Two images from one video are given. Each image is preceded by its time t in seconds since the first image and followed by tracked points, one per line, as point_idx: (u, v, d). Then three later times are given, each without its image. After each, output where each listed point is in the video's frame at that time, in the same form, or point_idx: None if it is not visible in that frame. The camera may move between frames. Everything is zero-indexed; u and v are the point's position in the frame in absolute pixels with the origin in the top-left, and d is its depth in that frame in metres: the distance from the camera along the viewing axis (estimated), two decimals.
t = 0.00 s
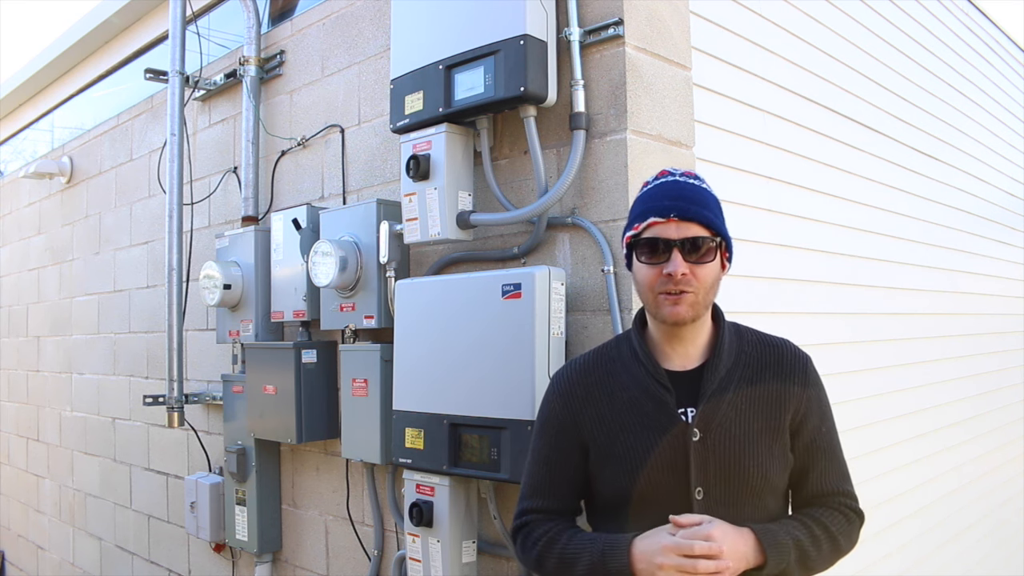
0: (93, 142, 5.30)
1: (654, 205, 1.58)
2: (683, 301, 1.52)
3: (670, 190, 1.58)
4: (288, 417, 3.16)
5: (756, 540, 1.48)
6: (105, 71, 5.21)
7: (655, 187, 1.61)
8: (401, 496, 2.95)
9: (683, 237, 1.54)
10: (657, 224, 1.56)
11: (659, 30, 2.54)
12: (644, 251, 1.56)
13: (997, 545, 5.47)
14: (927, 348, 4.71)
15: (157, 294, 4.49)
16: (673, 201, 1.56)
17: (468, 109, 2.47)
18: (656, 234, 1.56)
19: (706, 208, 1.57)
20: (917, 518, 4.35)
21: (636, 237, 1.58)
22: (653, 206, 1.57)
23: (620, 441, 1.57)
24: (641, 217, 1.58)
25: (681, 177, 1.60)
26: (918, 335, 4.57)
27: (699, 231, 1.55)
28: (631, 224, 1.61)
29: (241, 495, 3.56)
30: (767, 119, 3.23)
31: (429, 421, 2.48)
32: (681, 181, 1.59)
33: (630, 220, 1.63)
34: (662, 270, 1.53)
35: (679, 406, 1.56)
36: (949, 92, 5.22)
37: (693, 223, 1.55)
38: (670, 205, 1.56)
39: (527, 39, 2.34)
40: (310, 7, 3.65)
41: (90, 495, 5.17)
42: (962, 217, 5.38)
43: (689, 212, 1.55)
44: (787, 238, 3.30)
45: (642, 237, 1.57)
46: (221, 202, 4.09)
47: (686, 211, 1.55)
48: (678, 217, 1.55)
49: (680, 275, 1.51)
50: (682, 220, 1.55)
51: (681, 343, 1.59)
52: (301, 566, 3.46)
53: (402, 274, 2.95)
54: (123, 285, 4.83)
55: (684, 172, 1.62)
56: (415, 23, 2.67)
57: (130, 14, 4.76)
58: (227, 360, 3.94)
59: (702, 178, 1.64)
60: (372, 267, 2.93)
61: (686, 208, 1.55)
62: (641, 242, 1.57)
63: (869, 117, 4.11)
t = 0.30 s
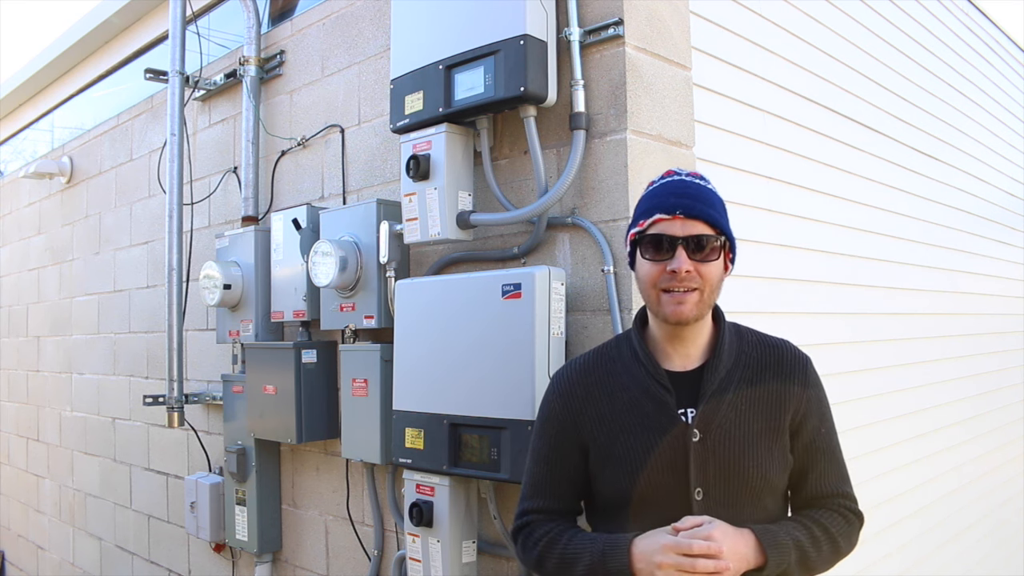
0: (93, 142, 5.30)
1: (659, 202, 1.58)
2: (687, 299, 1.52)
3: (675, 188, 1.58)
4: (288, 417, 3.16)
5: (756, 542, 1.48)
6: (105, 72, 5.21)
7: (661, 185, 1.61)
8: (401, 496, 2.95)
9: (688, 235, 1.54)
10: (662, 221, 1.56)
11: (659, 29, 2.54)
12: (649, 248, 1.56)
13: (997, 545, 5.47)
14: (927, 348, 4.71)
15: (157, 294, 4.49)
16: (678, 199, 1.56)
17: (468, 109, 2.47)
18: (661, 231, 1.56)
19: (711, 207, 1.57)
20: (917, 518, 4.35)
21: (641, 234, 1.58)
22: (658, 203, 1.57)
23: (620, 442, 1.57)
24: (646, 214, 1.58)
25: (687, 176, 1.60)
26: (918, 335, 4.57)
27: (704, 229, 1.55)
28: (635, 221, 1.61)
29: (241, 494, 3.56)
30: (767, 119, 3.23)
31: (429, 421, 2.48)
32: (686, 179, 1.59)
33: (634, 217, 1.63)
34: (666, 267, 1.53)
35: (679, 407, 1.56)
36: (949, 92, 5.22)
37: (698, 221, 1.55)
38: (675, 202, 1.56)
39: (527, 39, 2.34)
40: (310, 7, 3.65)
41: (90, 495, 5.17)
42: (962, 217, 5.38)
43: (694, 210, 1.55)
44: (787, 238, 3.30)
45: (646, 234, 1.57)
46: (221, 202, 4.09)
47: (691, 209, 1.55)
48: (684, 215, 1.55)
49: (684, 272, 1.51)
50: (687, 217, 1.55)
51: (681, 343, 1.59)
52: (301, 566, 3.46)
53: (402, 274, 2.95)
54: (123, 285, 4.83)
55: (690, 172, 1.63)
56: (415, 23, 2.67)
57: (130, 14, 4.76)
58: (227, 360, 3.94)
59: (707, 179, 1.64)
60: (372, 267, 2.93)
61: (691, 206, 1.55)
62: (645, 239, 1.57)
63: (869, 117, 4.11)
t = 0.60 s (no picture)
0: (93, 142, 5.30)
1: (660, 201, 1.58)
2: (687, 298, 1.52)
3: (677, 187, 1.58)
4: (288, 417, 3.16)
5: (758, 543, 1.48)
6: (105, 71, 5.21)
7: (662, 184, 1.61)
8: (401, 496, 2.95)
9: (688, 234, 1.54)
10: (663, 220, 1.56)
11: (659, 29, 2.54)
12: (650, 247, 1.56)
13: (997, 545, 5.47)
14: (927, 348, 4.71)
15: (157, 294, 4.49)
16: (678, 198, 1.56)
17: (468, 109, 2.47)
18: (661, 229, 1.56)
19: (712, 206, 1.57)
20: (917, 518, 4.35)
21: (642, 233, 1.58)
22: (659, 202, 1.58)
23: (621, 441, 1.57)
24: (648, 213, 1.58)
25: (688, 176, 1.60)
26: (918, 335, 4.57)
27: (704, 228, 1.55)
28: (637, 220, 1.61)
29: (241, 495, 3.56)
30: (767, 119, 3.23)
31: (429, 421, 2.48)
32: (687, 179, 1.59)
33: (636, 216, 1.63)
34: (666, 266, 1.53)
35: (679, 405, 1.56)
36: (949, 92, 5.22)
37: (698, 221, 1.55)
38: (676, 201, 1.56)
39: (527, 39, 2.34)
40: (310, 7, 3.65)
41: (90, 495, 5.17)
42: (962, 217, 5.38)
43: (695, 208, 1.55)
44: (787, 238, 3.30)
45: (647, 232, 1.57)
46: (221, 202, 4.09)
47: (692, 208, 1.55)
48: (684, 214, 1.55)
49: (684, 271, 1.52)
50: (688, 216, 1.55)
51: (681, 343, 1.59)
52: (301, 566, 3.46)
53: (402, 274, 2.95)
54: (123, 285, 4.83)
55: (692, 172, 1.63)
56: (415, 23, 2.67)
57: (129, 14, 4.76)
58: (227, 360, 3.94)
59: (709, 179, 1.64)
60: (372, 267, 2.93)
61: (691, 205, 1.55)
62: (646, 237, 1.57)
63: (869, 117, 4.11)
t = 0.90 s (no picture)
0: (93, 142, 5.30)
1: (657, 206, 1.59)
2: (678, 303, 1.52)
3: (675, 191, 1.59)
4: (288, 417, 3.16)
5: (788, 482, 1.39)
6: (105, 71, 5.21)
7: (662, 188, 1.62)
8: (401, 496, 2.95)
9: (681, 239, 1.54)
10: (657, 224, 1.57)
11: (659, 29, 2.54)
12: (646, 250, 1.58)
13: (997, 545, 5.47)
14: (927, 348, 4.71)
15: (157, 294, 4.49)
16: (674, 202, 1.57)
17: (468, 109, 2.47)
18: (657, 234, 1.57)
19: (708, 212, 1.56)
20: (917, 518, 4.35)
21: (639, 236, 1.60)
22: (656, 207, 1.59)
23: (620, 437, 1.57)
24: (645, 217, 1.61)
25: (691, 178, 1.59)
26: (918, 335, 4.57)
27: (699, 234, 1.54)
28: (638, 223, 1.64)
29: (241, 495, 3.56)
30: (767, 119, 3.23)
31: (429, 421, 2.48)
32: (688, 183, 1.59)
33: (638, 219, 1.65)
34: (658, 270, 1.54)
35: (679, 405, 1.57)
36: (949, 92, 5.22)
37: (692, 225, 1.55)
38: (671, 205, 1.57)
39: (527, 39, 2.34)
40: (310, 7, 3.65)
41: (90, 495, 5.17)
42: (962, 217, 5.37)
43: (688, 213, 1.55)
44: (787, 238, 3.30)
45: (644, 236, 1.59)
46: (221, 202, 4.09)
47: (686, 212, 1.55)
48: (677, 218, 1.55)
49: (675, 276, 1.52)
50: (681, 221, 1.55)
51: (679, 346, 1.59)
52: (301, 566, 3.46)
53: (402, 274, 2.95)
54: (123, 285, 4.83)
55: (698, 175, 1.62)
56: (415, 23, 2.67)
57: (129, 14, 4.76)
58: (227, 360, 3.94)
59: (714, 183, 1.62)
60: (372, 267, 2.93)
61: (686, 209, 1.55)
62: (643, 241, 1.58)
63: (869, 117, 4.11)
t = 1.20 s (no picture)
0: (93, 142, 5.30)
1: (649, 207, 1.60)
2: (672, 301, 1.52)
3: (667, 191, 1.59)
4: (288, 417, 3.16)
5: (747, 460, 1.36)
6: (105, 71, 5.21)
7: (657, 189, 1.63)
8: (401, 496, 2.95)
9: (673, 238, 1.55)
10: (649, 225, 1.58)
11: (659, 30, 2.54)
12: (640, 251, 1.58)
13: (997, 545, 5.47)
14: (927, 348, 4.71)
15: (157, 294, 4.49)
16: (666, 202, 1.57)
17: (468, 109, 2.47)
18: (649, 234, 1.57)
19: (701, 210, 1.56)
20: (917, 518, 4.35)
21: (634, 236, 1.61)
22: (649, 208, 1.60)
23: (619, 436, 1.58)
24: (638, 218, 1.61)
25: (684, 179, 1.60)
26: (918, 335, 4.57)
27: (691, 232, 1.54)
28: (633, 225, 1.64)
29: (241, 495, 3.56)
30: (767, 119, 3.23)
31: (429, 421, 2.48)
32: (681, 183, 1.60)
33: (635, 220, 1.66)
34: (651, 269, 1.55)
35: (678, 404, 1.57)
36: (949, 92, 5.22)
37: (683, 224, 1.55)
38: (662, 205, 1.57)
39: (527, 39, 2.34)
40: (310, 7, 3.65)
41: (90, 495, 5.17)
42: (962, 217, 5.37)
43: (679, 212, 1.55)
44: (787, 238, 3.30)
45: (638, 236, 1.60)
46: (221, 202, 4.09)
47: (677, 211, 1.55)
48: (668, 218, 1.55)
49: (666, 275, 1.52)
50: (672, 220, 1.55)
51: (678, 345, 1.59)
52: (301, 566, 3.46)
53: (402, 274, 2.95)
54: (123, 285, 4.83)
55: (692, 176, 1.62)
56: (415, 23, 2.67)
57: (129, 14, 4.76)
58: (227, 360, 3.94)
59: (710, 183, 1.62)
60: (372, 267, 2.93)
61: (676, 208, 1.55)
62: (637, 241, 1.59)
63: (869, 117, 4.11)
